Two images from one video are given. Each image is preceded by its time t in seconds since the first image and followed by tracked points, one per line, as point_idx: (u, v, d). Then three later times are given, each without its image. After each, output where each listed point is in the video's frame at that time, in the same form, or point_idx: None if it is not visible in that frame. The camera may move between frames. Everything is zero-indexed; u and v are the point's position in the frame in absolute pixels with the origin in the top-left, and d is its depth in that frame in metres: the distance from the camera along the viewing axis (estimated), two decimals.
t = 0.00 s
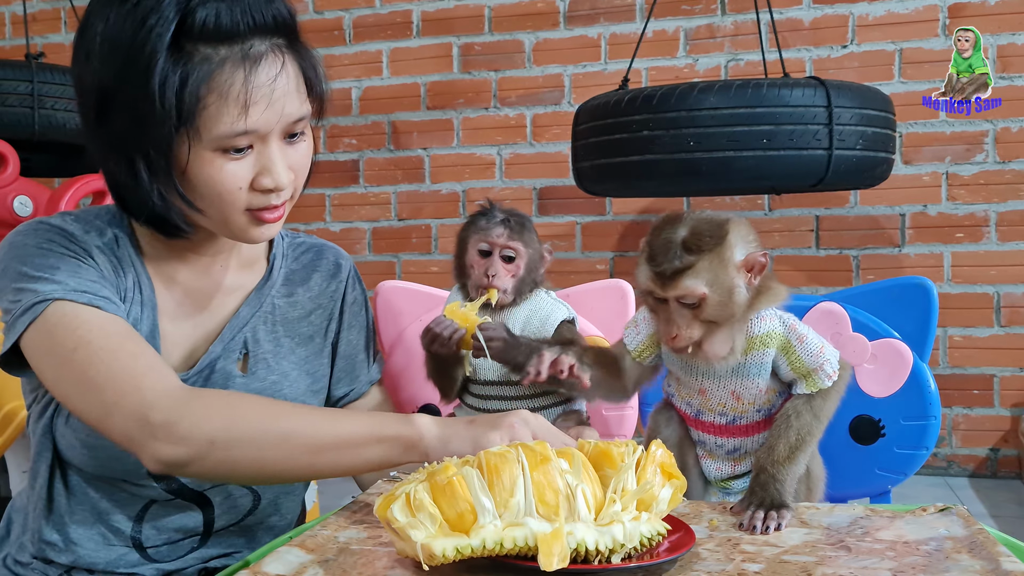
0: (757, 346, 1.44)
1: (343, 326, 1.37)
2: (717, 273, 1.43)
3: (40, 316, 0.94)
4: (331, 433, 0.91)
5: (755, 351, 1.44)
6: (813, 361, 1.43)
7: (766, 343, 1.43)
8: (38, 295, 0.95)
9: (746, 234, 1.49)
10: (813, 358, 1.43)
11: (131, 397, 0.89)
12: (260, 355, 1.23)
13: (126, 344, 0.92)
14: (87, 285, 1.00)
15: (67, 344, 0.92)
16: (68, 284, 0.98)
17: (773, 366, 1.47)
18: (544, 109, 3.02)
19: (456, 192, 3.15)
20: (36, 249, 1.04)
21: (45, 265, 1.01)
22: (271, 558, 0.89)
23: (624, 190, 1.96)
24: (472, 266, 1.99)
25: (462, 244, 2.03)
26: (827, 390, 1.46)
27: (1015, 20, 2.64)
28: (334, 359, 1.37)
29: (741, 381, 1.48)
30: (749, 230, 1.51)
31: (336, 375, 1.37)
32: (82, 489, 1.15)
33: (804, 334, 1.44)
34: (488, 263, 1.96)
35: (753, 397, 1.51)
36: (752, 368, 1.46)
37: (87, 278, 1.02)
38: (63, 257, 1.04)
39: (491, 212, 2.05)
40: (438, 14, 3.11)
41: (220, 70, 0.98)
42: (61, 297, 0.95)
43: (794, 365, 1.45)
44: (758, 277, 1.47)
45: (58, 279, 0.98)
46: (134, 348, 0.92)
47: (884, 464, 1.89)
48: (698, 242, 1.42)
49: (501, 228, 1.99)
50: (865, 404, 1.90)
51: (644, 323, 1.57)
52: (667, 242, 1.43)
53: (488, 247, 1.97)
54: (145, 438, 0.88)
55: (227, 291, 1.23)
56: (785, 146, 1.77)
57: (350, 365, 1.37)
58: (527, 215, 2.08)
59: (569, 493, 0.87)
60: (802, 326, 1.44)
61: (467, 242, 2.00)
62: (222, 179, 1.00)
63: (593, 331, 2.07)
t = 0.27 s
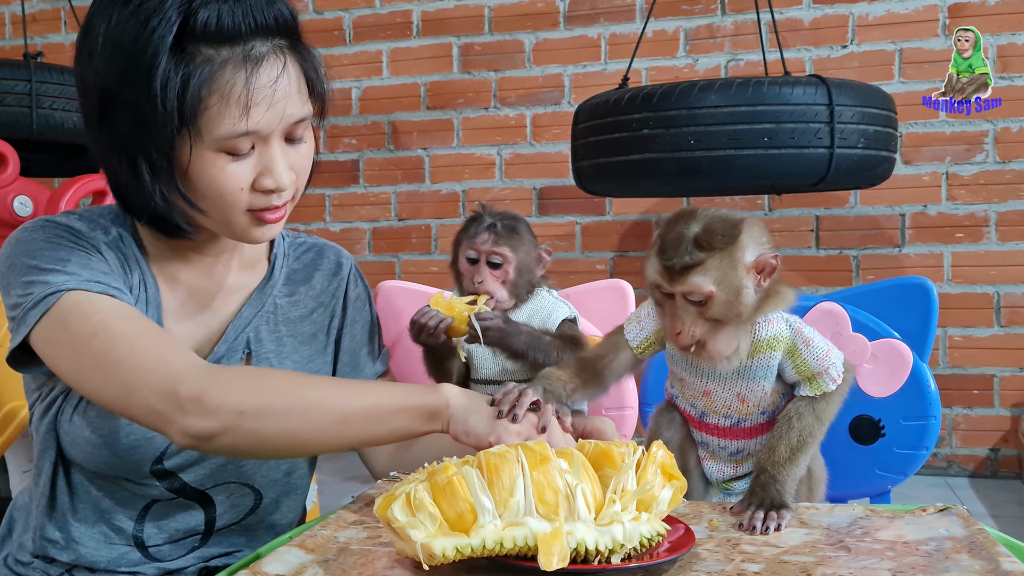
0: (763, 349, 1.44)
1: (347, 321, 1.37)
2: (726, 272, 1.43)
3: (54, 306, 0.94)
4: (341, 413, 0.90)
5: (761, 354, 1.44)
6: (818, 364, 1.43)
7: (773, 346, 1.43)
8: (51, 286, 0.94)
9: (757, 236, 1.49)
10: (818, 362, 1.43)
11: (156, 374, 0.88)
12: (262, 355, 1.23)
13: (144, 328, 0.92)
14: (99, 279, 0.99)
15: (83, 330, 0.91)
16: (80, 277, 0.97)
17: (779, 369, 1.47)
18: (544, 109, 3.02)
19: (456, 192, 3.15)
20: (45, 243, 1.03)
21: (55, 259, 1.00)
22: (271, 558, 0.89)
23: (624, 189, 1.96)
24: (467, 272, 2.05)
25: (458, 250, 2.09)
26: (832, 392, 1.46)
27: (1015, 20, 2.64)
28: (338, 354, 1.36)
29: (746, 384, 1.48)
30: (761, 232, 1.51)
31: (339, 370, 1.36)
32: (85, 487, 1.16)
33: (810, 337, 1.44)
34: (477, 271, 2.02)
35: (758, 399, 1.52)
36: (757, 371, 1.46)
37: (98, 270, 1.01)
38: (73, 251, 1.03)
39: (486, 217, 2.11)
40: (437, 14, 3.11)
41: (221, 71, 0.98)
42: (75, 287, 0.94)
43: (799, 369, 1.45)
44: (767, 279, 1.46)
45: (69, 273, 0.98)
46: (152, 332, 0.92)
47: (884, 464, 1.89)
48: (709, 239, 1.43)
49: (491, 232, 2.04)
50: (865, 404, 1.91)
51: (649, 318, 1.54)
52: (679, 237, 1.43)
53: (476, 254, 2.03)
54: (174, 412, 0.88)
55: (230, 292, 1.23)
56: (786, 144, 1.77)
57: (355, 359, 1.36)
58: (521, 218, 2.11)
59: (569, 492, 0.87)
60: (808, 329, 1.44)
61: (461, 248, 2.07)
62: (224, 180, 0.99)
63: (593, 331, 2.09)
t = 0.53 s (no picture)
0: (766, 350, 1.44)
1: (347, 307, 1.36)
2: (734, 273, 1.44)
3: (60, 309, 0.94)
4: (348, 409, 0.90)
5: (763, 355, 1.44)
6: (819, 365, 1.43)
7: (775, 347, 1.43)
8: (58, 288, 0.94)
9: (764, 238, 1.49)
10: (819, 362, 1.43)
11: (167, 375, 0.89)
12: (263, 352, 1.22)
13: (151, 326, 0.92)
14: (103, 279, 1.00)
15: (92, 331, 0.91)
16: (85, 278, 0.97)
17: (780, 370, 1.47)
18: (544, 109, 3.02)
19: (456, 192, 3.15)
20: (45, 244, 1.03)
21: (59, 260, 1.01)
22: (270, 558, 0.89)
23: (624, 188, 1.96)
24: (464, 269, 2.10)
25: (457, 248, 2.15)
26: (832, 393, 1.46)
27: (1015, 20, 2.64)
28: (339, 342, 1.36)
29: (748, 384, 1.48)
30: (766, 234, 1.52)
31: (341, 355, 1.35)
32: (85, 487, 1.15)
33: (813, 338, 1.44)
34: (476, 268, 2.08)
35: (759, 400, 1.52)
36: (760, 372, 1.46)
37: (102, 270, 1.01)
38: (76, 252, 1.03)
39: (485, 215, 2.17)
40: (437, 14, 3.11)
41: (211, 76, 0.97)
42: (81, 289, 0.94)
43: (800, 370, 1.45)
44: (773, 281, 1.47)
45: (74, 274, 0.98)
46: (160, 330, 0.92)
47: (885, 464, 1.89)
48: (717, 240, 1.43)
49: (488, 229, 2.10)
50: (865, 404, 1.91)
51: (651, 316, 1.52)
52: (685, 237, 1.43)
53: (474, 252, 2.09)
54: (192, 415, 0.89)
55: (228, 292, 1.23)
56: (787, 143, 1.77)
57: (359, 341, 1.36)
58: (520, 216, 2.17)
59: (570, 493, 0.87)
60: (810, 330, 1.45)
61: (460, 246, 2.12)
62: (217, 183, 0.99)
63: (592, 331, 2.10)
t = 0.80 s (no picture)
0: (774, 353, 1.44)
1: (343, 296, 1.37)
2: (746, 273, 1.44)
3: (54, 311, 0.94)
4: (346, 418, 0.90)
5: (772, 358, 1.45)
6: (825, 370, 1.43)
7: (784, 350, 1.44)
8: (51, 290, 0.95)
9: (779, 242, 1.49)
10: (826, 367, 1.43)
11: (160, 385, 0.88)
12: (259, 347, 1.23)
13: (143, 331, 0.92)
14: (98, 280, 1.00)
15: (83, 335, 0.92)
16: (79, 279, 0.98)
17: (786, 374, 1.47)
18: (544, 109, 3.02)
19: (455, 192, 3.15)
20: (42, 245, 1.04)
21: (54, 261, 1.01)
22: (270, 558, 0.89)
23: (624, 188, 1.96)
24: (467, 259, 2.13)
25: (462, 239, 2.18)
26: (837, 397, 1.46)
27: (1015, 20, 2.64)
28: (336, 331, 1.36)
29: (754, 387, 1.48)
30: (781, 238, 1.51)
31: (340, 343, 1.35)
32: (83, 486, 1.15)
33: (820, 342, 1.44)
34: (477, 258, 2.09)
35: (764, 403, 1.51)
36: (767, 375, 1.46)
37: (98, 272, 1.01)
38: (71, 254, 1.03)
39: (491, 208, 2.20)
40: (437, 14, 3.11)
41: (203, 86, 0.95)
42: (74, 291, 0.95)
43: (806, 373, 1.45)
44: (784, 287, 1.47)
45: (69, 276, 0.98)
46: (152, 335, 0.92)
47: (884, 464, 1.89)
48: (731, 239, 1.43)
49: (490, 220, 2.13)
50: (865, 404, 1.91)
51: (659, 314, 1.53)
52: (699, 234, 1.43)
53: (476, 243, 2.10)
54: (181, 425, 0.89)
55: (226, 291, 1.23)
56: (788, 141, 1.77)
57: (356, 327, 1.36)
58: (526, 209, 2.18)
59: (577, 494, 0.87)
60: (818, 335, 1.45)
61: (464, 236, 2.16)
62: (212, 192, 0.98)
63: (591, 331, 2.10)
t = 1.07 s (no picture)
0: (769, 354, 1.43)
1: (341, 293, 1.36)
2: (728, 269, 1.39)
3: (43, 310, 0.94)
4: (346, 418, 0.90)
5: (766, 359, 1.43)
6: (822, 369, 1.43)
7: (778, 351, 1.43)
8: (43, 289, 0.95)
9: (768, 242, 1.45)
10: (822, 366, 1.43)
11: (131, 393, 0.89)
12: (256, 345, 1.23)
13: (128, 336, 0.92)
14: (89, 281, 1.00)
15: (72, 336, 0.92)
16: (70, 279, 0.98)
17: (782, 374, 1.47)
18: (543, 109, 3.02)
19: (455, 192, 3.15)
20: (38, 244, 1.03)
21: (47, 260, 1.00)
22: (270, 558, 0.89)
23: (624, 187, 1.96)
24: (473, 256, 2.16)
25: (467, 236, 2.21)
26: (833, 395, 1.46)
27: (1015, 19, 2.64)
28: (334, 330, 1.34)
29: (750, 388, 1.48)
30: (772, 239, 1.47)
31: (338, 341, 1.34)
32: (81, 485, 1.15)
33: (815, 342, 1.44)
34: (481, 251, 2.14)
35: (760, 403, 1.51)
36: (762, 375, 1.45)
37: (90, 272, 1.01)
38: (66, 253, 1.03)
39: (494, 205, 2.23)
40: (437, 14, 3.11)
41: (201, 88, 0.95)
42: (65, 290, 0.95)
43: (802, 373, 1.45)
44: (771, 288, 1.41)
45: (61, 275, 0.98)
46: (137, 340, 0.92)
47: (884, 464, 1.89)
48: (716, 235, 1.38)
49: (495, 217, 2.16)
50: (865, 404, 1.91)
51: (653, 315, 1.52)
52: (684, 230, 1.39)
53: (481, 235, 2.15)
54: (154, 433, 0.89)
55: (226, 290, 1.23)
56: (788, 141, 1.76)
57: (354, 325, 1.35)
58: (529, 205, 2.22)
59: (579, 493, 0.87)
60: (812, 334, 1.44)
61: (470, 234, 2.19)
62: (213, 194, 0.98)
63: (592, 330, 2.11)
